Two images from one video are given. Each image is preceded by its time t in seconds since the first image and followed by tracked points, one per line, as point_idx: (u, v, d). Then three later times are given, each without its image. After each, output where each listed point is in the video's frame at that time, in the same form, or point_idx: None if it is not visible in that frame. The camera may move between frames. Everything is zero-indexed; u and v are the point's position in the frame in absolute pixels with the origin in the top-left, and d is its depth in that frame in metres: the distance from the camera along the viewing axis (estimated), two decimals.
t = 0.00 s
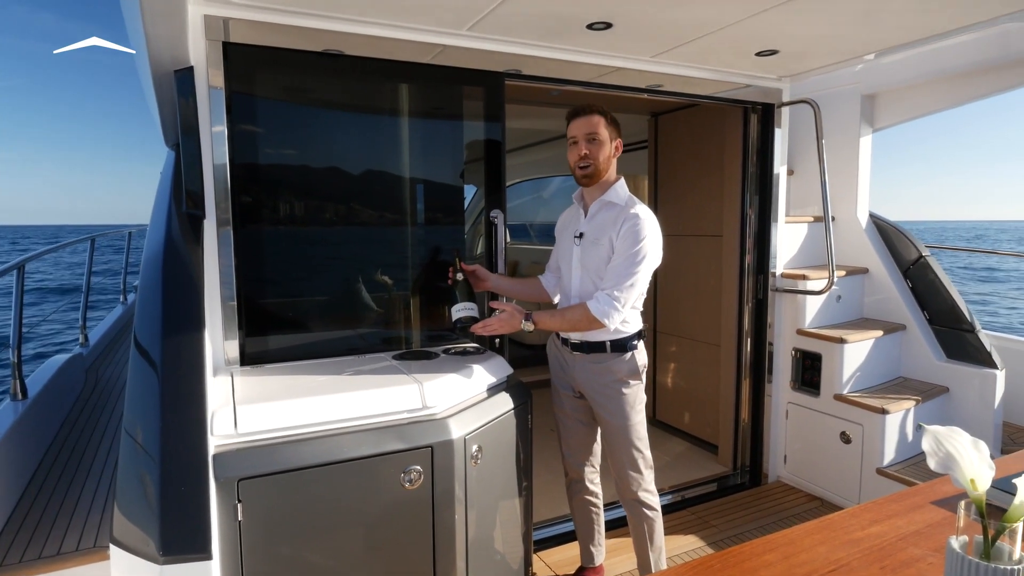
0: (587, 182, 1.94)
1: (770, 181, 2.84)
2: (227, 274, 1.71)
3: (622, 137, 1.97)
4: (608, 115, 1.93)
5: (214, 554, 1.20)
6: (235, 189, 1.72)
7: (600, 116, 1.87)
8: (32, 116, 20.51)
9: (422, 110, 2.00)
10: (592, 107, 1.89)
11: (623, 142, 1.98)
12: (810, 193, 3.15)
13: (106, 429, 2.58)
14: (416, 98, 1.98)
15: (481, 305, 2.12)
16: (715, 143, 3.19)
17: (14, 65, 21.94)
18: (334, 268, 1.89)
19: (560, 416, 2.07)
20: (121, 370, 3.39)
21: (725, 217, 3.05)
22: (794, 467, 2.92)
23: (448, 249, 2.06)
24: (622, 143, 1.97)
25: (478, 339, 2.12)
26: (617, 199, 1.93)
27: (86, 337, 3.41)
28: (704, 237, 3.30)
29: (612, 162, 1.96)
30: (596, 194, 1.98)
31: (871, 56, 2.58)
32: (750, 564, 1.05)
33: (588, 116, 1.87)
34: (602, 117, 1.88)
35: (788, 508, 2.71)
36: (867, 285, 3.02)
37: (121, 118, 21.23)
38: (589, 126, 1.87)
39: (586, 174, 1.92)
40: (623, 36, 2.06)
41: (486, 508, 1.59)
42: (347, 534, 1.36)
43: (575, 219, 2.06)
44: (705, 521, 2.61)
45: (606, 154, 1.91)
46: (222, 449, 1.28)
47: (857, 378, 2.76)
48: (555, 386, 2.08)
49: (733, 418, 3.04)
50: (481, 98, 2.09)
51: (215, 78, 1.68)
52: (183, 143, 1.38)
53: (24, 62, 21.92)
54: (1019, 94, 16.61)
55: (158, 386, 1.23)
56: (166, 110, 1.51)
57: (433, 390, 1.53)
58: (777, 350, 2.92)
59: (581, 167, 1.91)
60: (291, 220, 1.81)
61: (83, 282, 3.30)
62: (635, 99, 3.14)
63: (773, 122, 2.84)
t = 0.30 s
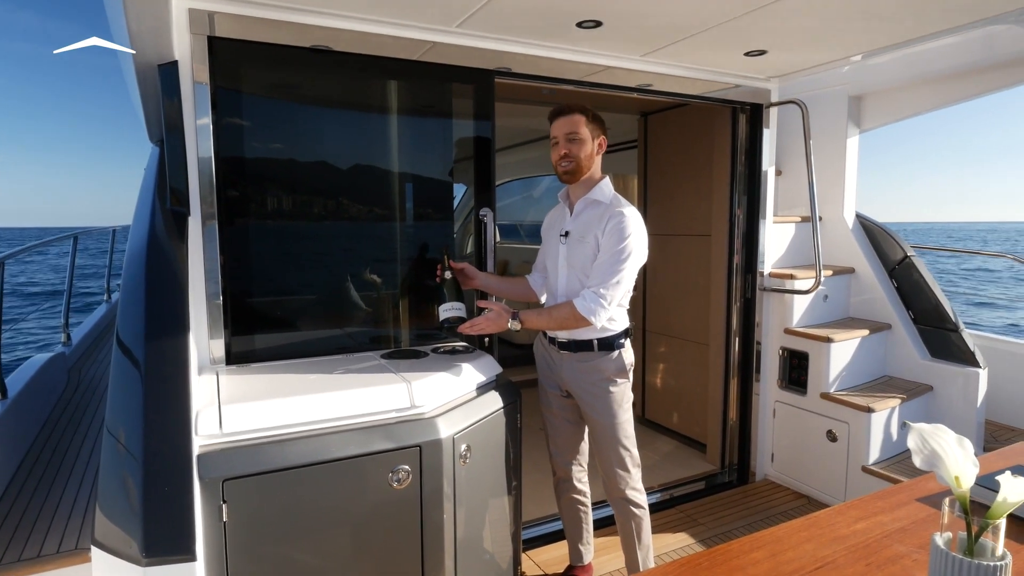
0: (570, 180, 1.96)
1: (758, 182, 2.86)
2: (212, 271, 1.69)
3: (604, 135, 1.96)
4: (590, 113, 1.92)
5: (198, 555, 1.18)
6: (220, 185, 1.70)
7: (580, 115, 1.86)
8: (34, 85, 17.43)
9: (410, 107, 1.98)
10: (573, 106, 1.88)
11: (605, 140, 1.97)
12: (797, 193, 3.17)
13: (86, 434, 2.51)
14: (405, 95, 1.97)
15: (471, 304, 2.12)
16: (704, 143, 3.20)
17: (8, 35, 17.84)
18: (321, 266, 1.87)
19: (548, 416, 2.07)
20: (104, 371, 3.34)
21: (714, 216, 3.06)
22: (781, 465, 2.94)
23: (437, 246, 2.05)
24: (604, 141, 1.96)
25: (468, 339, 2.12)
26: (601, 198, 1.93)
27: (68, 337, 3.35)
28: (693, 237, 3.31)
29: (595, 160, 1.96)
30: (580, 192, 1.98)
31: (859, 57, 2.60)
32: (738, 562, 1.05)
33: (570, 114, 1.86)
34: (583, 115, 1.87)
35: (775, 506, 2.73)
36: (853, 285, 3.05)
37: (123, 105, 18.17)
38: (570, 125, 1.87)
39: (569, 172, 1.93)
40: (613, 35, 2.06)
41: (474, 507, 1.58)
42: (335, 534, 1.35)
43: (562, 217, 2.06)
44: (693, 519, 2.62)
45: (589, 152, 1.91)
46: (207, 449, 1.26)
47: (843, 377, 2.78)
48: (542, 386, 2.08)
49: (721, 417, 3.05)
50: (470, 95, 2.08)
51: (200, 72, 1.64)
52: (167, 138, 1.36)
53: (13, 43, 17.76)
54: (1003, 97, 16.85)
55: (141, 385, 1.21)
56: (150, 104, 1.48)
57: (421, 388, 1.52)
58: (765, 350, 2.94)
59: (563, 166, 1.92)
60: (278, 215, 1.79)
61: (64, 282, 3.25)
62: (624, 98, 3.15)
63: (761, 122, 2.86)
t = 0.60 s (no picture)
0: (554, 191, 2.01)
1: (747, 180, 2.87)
2: (199, 267, 1.67)
3: (570, 139, 1.91)
4: (544, 121, 1.88)
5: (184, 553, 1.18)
6: (209, 180, 1.69)
7: (529, 133, 1.90)
8: (23, 84, 14.91)
9: (401, 103, 1.98)
10: (523, 123, 1.91)
11: (574, 142, 1.92)
12: (786, 191, 3.19)
13: (70, 433, 2.46)
14: (395, 91, 1.96)
15: (461, 300, 2.11)
16: (694, 141, 3.22)
17: None
18: (310, 262, 1.86)
19: (539, 411, 2.08)
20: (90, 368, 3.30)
21: (703, 213, 3.07)
22: (769, 461, 2.96)
23: (427, 242, 2.04)
24: (569, 145, 1.92)
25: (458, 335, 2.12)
26: (589, 194, 1.92)
27: (52, 334, 3.31)
28: (683, 234, 3.32)
29: (565, 165, 1.94)
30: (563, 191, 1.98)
31: (847, 57, 2.62)
32: (725, 557, 1.06)
33: (518, 135, 1.92)
34: (530, 132, 1.89)
35: (763, 501, 2.75)
36: (841, 283, 3.07)
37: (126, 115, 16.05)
38: (524, 146, 1.93)
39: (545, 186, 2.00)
40: (604, 32, 2.06)
41: (464, 503, 1.58)
42: (323, 531, 1.34)
43: (549, 215, 2.06)
44: (681, 515, 2.63)
45: (549, 164, 1.94)
46: (193, 447, 1.25)
47: (830, 374, 2.80)
48: (533, 382, 2.08)
49: (710, 414, 3.07)
50: (461, 92, 2.07)
51: (187, 66, 1.63)
52: (153, 134, 1.34)
53: None
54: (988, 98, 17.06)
55: (126, 382, 1.20)
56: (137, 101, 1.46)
57: (410, 385, 1.52)
58: (753, 346, 2.96)
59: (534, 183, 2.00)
60: (267, 204, 1.78)
61: (50, 278, 3.21)
62: (615, 96, 3.15)
63: (751, 120, 2.87)
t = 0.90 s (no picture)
0: (543, 190, 2.01)
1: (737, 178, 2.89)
2: (189, 262, 1.67)
3: (562, 139, 1.91)
4: (540, 121, 1.88)
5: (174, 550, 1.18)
6: (198, 177, 1.68)
7: (522, 133, 1.89)
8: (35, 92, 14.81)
9: (392, 98, 1.97)
10: (516, 122, 1.89)
11: (567, 142, 1.93)
12: (775, 189, 3.21)
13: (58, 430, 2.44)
14: (386, 87, 1.96)
15: (452, 296, 2.11)
16: (685, 139, 3.23)
17: None
18: (300, 258, 1.85)
19: (533, 405, 2.08)
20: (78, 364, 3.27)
21: (694, 210, 3.09)
22: (758, 456, 2.99)
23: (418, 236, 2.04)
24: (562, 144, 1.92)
25: (449, 332, 2.12)
26: (579, 192, 1.92)
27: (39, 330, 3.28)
28: (673, 231, 3.34)
29: (557, 165, 1.95)
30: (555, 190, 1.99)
31: (836, 56, 2.64)
32: (714, 551, 1.07)
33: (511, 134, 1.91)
34: (523, 132, 1.89)
35: (752, 497, 2.77)
36: (829, 280, 3.10)
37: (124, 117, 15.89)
38: (517, 145, 1.92)
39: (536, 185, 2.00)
40: (595, 30, 2.07)
41: (455, 499, 1.59)
42: (313, 527, 1.35)
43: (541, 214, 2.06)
44: (671, 510, 2.65)
45: (541, 163, 1.93)
46: (182, 444, 1.25)
47: (819, 370, 2.83)
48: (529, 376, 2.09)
49: (700, 411, 3.09)
50: (452, 88, 2.07)
51: (177, 62, 1.63)
52: (142, 129, 1.33)
53: None
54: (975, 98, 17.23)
55: (114, 378, 1.20)
56: (125, 97, 1.45)
57: (401, 381, 1.52)
58: (742, 343, 2.98)
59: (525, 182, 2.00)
60: (256, 192, 1.77)
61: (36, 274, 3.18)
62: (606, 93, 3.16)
63: (741, 118, 2.89)
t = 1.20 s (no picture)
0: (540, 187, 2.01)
1: (728, 176, 2.91)
2: (181, 259, 1.67)
3: (566, 137, 1.94)
4: (545, 119, 1.89)
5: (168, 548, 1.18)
6: (190, 176, 1.68)
7: (528, 127, 1.89)
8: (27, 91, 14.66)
9: (384, 96, 1.97)
10: (521, 118, 1.89)
11: (570, 140, 1.95)
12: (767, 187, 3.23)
13: (48, 427, 2.43)
14: (378, 85, 1.96)
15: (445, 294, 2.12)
16: (677, 137, 3.25)
17: None
18: (293, 255, 1.86)
19: (529, 403, 2.09)
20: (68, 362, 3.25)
21: (685, 207, 3.11)
22: (749, 453, 3.01)
23: (411, 231, 2.04)
24: (565, 143, 1.94)
25: (441, 330, 2.12)
26: (580, 190, 1.94)
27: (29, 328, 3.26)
28: (664, 229, 3.36)
29: (558, 164, 1.96)
30: (553, 189, 2.00)
31: (827, 56, 2.65)
32: (705, 546, 1.08)
33: (518, 128, 1.90)
34: (529, 127, 1.89)
35: (742, 492, 2.80)
36: (819, 278, 3.13)
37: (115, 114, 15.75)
38: (519, 141, 1.91)
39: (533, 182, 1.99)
40: (589, 29, 2.08)
41: (448, 496, 1.60)
42: (308, 525, 1.35)
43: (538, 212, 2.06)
44: (662, 506, 2.67)
45: (544, 161, 1.93)
46: (176, 442, 1.25)
47: (809, 367, 2.86)
48: (525, 374, 2.10)
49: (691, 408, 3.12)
50: (445, 86, 2.08)
51: (169, 58, 1.62)
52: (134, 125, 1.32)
53: None
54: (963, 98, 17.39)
55: (108, 376, 1.20)
56: (115, 96, 1.44)
57: (395, 379, 1.52)
58: (733, 341, 3.00)
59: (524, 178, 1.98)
60: (247, 184, 1.76)
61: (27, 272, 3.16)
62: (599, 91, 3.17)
63: (733, 117, 2.90)
